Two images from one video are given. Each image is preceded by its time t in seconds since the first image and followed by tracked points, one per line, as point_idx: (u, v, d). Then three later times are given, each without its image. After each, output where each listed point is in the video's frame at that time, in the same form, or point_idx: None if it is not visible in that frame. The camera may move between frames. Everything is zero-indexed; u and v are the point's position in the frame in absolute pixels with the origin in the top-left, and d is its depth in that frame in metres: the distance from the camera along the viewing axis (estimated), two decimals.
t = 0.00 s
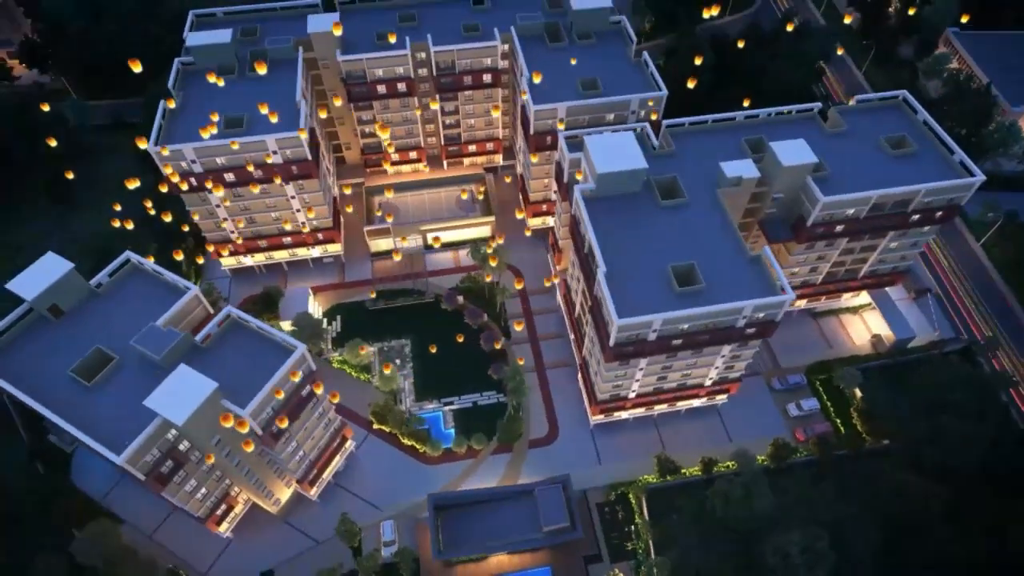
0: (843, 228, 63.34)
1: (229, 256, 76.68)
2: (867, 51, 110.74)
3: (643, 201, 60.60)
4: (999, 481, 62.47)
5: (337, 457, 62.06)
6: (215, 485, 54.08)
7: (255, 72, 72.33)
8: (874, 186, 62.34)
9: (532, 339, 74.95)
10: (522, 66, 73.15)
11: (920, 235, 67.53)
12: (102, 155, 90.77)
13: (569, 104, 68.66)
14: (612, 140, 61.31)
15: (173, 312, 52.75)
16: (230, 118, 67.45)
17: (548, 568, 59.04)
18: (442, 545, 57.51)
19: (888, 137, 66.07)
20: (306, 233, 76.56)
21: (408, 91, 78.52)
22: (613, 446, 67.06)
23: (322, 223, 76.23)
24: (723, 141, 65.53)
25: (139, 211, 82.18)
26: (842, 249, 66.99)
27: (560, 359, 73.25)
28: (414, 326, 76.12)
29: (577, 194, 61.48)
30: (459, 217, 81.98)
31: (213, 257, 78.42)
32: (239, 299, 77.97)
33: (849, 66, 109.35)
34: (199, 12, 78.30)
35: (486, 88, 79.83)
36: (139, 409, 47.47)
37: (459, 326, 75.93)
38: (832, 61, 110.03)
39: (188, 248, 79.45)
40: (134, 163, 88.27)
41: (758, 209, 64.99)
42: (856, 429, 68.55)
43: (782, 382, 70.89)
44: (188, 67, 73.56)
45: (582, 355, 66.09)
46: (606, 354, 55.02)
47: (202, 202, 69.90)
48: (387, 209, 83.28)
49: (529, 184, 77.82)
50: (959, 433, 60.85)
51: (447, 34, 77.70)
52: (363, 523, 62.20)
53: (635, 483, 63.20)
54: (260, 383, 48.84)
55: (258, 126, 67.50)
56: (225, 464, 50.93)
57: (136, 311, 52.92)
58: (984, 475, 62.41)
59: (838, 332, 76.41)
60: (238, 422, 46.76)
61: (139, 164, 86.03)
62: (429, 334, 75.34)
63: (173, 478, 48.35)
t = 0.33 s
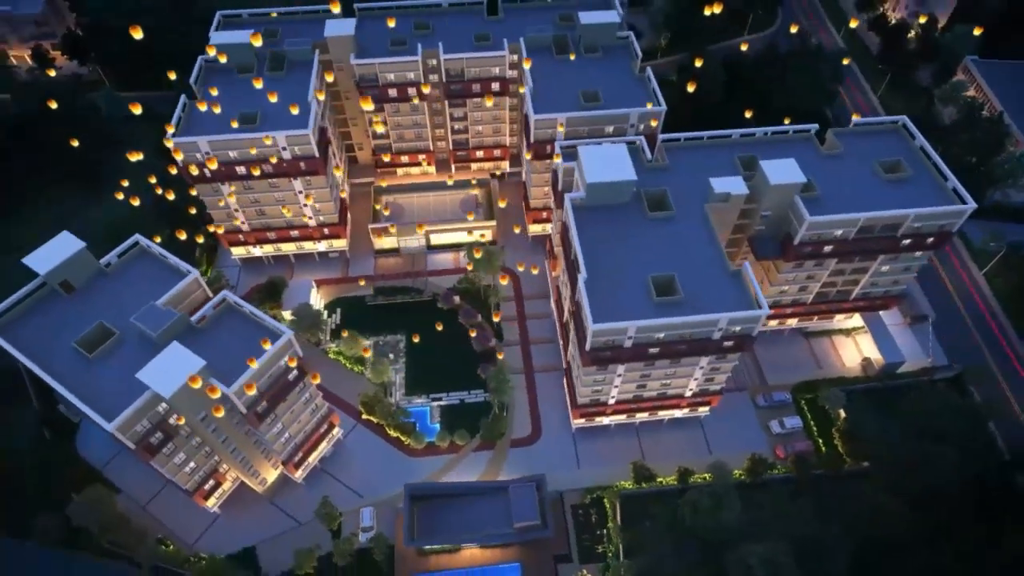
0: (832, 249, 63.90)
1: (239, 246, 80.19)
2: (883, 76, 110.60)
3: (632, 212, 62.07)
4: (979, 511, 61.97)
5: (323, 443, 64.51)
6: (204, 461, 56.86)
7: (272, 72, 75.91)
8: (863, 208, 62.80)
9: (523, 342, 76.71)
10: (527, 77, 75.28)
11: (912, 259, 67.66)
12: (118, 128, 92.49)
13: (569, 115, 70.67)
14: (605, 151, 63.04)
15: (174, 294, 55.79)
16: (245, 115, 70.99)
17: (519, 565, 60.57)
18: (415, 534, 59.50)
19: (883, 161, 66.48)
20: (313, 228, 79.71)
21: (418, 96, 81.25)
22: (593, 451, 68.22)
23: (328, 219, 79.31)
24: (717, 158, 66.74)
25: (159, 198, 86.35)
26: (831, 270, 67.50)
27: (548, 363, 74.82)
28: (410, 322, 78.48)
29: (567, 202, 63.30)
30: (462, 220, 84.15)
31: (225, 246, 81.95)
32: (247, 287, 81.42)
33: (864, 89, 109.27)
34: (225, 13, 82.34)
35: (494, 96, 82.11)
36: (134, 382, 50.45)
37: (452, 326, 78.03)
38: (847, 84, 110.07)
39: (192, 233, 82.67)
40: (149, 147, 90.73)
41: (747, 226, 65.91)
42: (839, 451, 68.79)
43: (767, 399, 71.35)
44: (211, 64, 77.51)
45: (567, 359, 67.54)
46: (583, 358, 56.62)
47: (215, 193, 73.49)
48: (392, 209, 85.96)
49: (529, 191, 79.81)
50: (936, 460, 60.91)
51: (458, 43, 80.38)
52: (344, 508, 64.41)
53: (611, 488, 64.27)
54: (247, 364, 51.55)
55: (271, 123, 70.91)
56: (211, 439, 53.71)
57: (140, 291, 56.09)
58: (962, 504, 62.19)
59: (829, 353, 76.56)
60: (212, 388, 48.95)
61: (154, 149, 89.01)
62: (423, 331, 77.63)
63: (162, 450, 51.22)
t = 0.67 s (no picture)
0: (817, 267, 64.78)
1: (250, 238, 83.86)
2: (897, 99, 110.61)
3: (619, 222, 63.80)
4: (953, 536, 61.99)
5: (312, 429, 67.20)
6: (197, 437, 59.85)
7: (288, 73, 79.55)
8: (850, 228, 63.58)
9: (515, 344, 78.69)
10: (531, 87, 77.60)
11: (900, 281, 68.14)
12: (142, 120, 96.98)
13: (567, 125, 72.90)
14: (597, 161, 64.90)
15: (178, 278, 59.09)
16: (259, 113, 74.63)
17: (492, 558, 62.47)
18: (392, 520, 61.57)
19: (875, 182, 67.14)
20: (320, 224, 82.99)
21: (426, 102, 84.07)
22: (573, 453, 69.74)
23: (334, 215, 82.52)
24: (708, 173, 68.19)
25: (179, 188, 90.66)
26: (818, 288, 68.27)
27: (537, 365, 76.69)
28: (406, 319, 81.07)
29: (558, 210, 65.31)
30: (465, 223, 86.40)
31: (237, 238, 85.70)
32: (255, 277, 85.04)
33: (876, 112, 109.34)
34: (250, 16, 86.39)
35: (500, 105, 84.56)
36: (134, 358, 53.62)
37: (447, 324, 80.36)
38: (860, 106, 110.30)
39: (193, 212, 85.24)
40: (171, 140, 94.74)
41: (735, 240, 67.10)
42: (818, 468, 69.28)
43: (750, 412, 72.09)
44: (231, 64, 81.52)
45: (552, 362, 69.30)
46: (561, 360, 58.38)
47: (227, 186, 77.24)
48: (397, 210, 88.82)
49: (529, 198, 82.01)
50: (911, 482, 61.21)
51: (468, 53, 83.14)
52: (329, 492, 66.96)
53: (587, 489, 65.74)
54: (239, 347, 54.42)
55: (282, 122, 74.43)
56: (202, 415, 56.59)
57: (147, 273, 59.51)
58: (937, 528, 62.29)
59: (817, 371, 77.01)
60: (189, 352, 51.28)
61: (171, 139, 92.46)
62: (419, 328, 80.18)
63: (156, 423, 54.27)
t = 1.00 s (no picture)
0: (799, 283, 66.08)
1: (262, 231, 88.12)
2: (906, 124, 110.39)
3: (606, 230, 66.11)
4: (920, 558, 62.45)
5: (304, 413, 70.52)
6: (194, 414, 63.49)
7: (305, 77, 83.80)
8: (832, 247, 64.78)
9: (506, 345, 81.18)
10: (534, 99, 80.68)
11: (883, 302, 69.02)
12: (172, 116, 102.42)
13: (565, 136, 75.73)
14: (588, 171, 67.44)
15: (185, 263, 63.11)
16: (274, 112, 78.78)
17: (464, 548, 64.83)
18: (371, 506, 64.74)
19: (862, 204, 68.28)
20: (327, 221, 86.81)
21: (435, 109, 87.53)
22: (553, 452, 71.71)
23: (341, 213, 86.28)
24: (698, 187, 70.20)
25: (199, 181, 95.59)
26: (802, 305, 69.48)
27: (526, 367, 79.03)
28: (404, 316, 84.17)
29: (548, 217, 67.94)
30: (467, 227, 89.18)
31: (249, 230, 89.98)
32: (264, 268, 89.26)
33: (886, 135, 109.31)
34: (274, 21, 91.18)
35: (506, 114, 87.38)
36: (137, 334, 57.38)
37: (442, 323, 83.20)
38: (869, 129, 110.39)
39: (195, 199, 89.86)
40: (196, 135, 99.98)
41: (720, 253, 68.71)
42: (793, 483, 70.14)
43: (730, 424, 73.31)
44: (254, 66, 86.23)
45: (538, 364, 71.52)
46: (539, 359, 60.71)
47: (241, 180, 81.53)
48: (404, 211, 92.21)
49: (529, 206, 84.70)
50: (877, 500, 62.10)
51: (478, 64, 86.59)
52: (316, 475, 70.04)
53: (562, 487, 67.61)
54: (234, 328, 58.00)
55: (295, 122, 78.55)
56: (198, 392, 60.22)
57: (156, 257, 63.57)
58: (907, 548, 62.47)
59: (803, 388, 77.80)
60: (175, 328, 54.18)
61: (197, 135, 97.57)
62: (415, 325, 83.18)
63: (154, 396, 57.95)
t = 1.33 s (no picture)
0: (782, 295, 67.47)
1: (271, 227, 91.78)
2: (911, 145, 110.61)
3: (594, 235, 68.38)
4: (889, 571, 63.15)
5: (299, 401, 73.56)
6: (194, 395, 66.78)
7: (318, 81, 87.64)
8: (814, 260, 66.15)
9: (499, 346, 83.55)
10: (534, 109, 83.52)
11: (867, 318, 69.96)
12: (198, 117, 107.57)
13: (561, 144, 78.35)
14: (579, 178, 69.93)
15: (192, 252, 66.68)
16: (286, 114, 82.61)
17: (444, 538, 66.91)
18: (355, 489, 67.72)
19: (848, 221, 69.50)
20: (333, 219, 90.15)
21: (441, 115, 90.66)
22: (536, 451, 73.64)
23: (347, 212, 89.59)
24: (687, 198, 72.19)
25: (215, 176, 100.02)
26: (785, 317, 70.78)
27: (516, 367, 81.22)
28: (402, 313, 86.98)
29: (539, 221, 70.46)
30: (467, 230, 91.86)
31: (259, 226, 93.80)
32: (272, 262, 92.93)
33: (890, 155, 109.59)
34: (294, 28, 95.56)
35: (509, 123, 90.03)
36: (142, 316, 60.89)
37: (438, 321, 85.88)
38: (874, 149, 110.77)
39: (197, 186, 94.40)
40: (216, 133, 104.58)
41: (706, 263, 70.46)
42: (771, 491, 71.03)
43: (712, 431, 74.56)
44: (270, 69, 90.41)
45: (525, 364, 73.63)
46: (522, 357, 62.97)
47: (253, 177, 85.34)
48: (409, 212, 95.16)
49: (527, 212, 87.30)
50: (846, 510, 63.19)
51: (484, 73, 89.72)
52: (308, 461, 72.91)
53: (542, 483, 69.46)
54: (232, 314, 61.32)
55: (305, 123, 82.25)
56: (198, 374, 63.48)
57: (165, 246, 67.28)
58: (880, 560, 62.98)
59: (788, 400, 78.73)
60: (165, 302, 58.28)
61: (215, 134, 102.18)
62: (412, 323, 85.91)
63: (157, 375, 61.30)
